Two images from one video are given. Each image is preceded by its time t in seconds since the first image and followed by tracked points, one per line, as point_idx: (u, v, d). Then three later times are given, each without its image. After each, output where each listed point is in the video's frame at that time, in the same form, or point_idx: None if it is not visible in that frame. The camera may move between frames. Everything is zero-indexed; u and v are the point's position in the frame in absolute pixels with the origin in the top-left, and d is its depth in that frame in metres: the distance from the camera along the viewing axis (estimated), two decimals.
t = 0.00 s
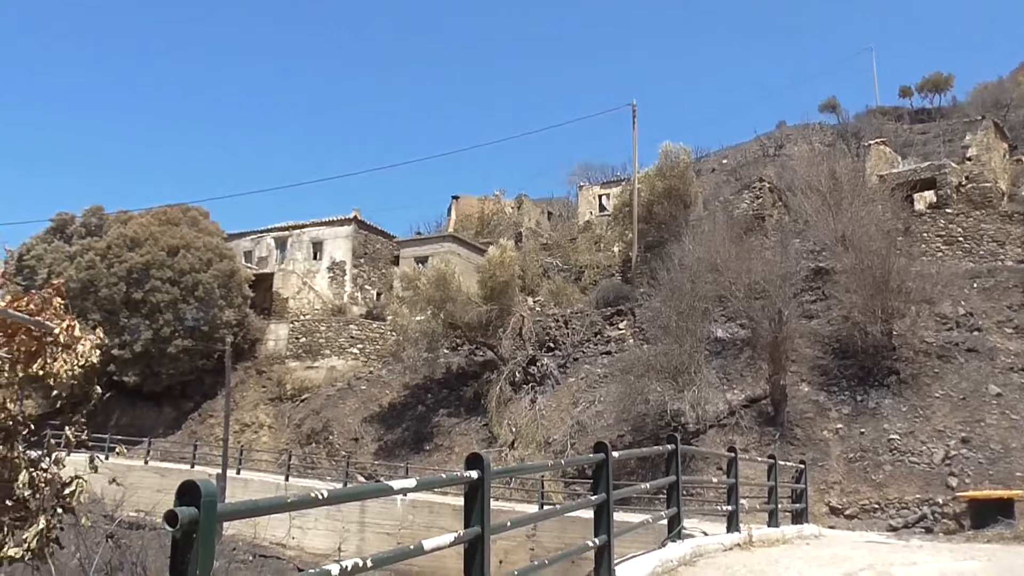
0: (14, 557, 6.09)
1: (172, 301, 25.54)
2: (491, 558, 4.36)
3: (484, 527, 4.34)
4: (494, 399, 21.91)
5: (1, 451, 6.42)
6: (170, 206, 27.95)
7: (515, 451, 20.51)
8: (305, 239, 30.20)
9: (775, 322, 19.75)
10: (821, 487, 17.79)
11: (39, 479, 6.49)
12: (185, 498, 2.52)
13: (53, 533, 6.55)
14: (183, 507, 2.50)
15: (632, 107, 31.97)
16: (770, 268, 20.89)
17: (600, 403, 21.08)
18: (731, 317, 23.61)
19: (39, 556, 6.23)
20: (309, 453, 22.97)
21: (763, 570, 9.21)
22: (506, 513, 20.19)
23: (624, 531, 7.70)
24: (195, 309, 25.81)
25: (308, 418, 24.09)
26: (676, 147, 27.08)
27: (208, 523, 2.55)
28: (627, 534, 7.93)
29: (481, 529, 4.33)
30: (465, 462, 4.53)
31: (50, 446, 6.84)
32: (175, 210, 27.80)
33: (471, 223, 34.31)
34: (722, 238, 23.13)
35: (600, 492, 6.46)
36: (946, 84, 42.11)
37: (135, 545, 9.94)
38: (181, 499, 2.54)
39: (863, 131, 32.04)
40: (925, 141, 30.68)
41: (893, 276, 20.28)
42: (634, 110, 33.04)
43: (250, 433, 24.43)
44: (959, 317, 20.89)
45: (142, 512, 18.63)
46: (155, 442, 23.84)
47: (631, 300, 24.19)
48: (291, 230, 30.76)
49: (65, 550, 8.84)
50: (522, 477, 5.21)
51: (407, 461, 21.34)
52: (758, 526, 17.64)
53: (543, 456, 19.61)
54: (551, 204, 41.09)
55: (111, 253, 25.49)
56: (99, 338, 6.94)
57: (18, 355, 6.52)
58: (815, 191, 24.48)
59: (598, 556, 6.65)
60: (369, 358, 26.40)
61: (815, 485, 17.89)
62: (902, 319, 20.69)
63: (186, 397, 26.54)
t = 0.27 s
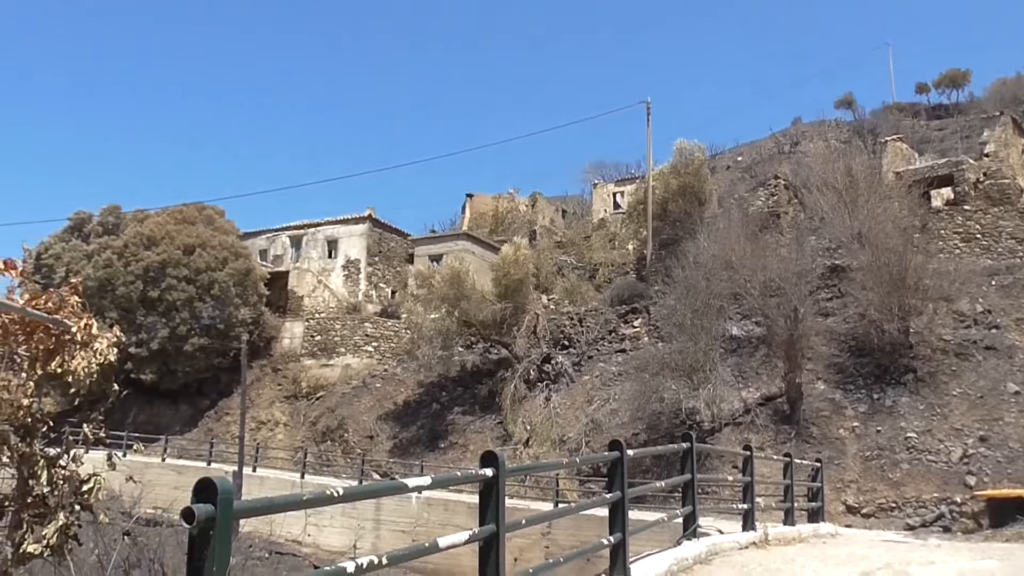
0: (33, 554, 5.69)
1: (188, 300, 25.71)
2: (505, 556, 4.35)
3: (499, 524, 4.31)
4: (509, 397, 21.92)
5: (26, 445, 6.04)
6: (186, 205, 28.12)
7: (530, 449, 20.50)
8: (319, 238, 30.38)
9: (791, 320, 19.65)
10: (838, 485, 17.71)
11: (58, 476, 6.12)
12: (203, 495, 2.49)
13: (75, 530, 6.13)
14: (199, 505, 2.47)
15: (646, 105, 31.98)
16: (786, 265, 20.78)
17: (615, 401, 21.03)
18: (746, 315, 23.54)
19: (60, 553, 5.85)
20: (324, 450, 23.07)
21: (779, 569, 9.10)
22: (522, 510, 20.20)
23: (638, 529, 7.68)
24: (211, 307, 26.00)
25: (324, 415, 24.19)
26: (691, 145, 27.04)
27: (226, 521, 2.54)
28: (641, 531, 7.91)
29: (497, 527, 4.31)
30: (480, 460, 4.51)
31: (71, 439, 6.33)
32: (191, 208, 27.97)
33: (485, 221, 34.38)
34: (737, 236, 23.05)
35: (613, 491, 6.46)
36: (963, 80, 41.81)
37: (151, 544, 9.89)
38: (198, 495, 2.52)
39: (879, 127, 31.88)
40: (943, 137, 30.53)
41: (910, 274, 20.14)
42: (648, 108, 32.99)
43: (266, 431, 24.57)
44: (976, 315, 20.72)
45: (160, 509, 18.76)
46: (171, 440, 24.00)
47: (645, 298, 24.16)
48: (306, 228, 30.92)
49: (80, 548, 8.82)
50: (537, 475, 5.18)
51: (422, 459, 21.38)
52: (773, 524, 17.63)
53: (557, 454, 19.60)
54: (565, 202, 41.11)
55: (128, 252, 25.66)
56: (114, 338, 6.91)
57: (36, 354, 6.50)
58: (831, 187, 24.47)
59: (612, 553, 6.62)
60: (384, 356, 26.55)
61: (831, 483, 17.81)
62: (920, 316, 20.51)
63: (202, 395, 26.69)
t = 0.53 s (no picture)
0: (54, 549, 5.37)
1: (207, 298, 25.89)
2: (523, 554, 4.34)
3: (515, 522, 4.29)
4: (526, 395, 21.93)
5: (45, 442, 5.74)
6: (205, 203, 28.31)
7: (547, 446, 20.49)
8: (337, 236, 30.53)
9: (809, 318, 19.52)
10: (857, 483, 17.59)
11: (78, 471, 5.84)
12: (221, 492, 2.54)
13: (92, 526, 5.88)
14: (217, 501, 2.52)
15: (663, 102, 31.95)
16: (804, 262, 20.64)
17: (632, 399, 20.97)
18: (764, 312, 23.46)
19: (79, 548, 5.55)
20: (342, 448, 23.17)
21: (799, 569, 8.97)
22: (539, 508, 20.18)
23: (658, 526, 7.68)
24: (229, 305, 26.23)
25: (341, 413, 24.30)
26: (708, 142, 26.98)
27: (244, 518, 2.58)
28: (659, 528, 7.78)
29: (513, 525, 4.29)
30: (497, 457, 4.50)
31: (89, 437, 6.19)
32: (209, 207, 28.16)
33: (502, 219, 34.43)
34: (755, 234, 22.95)
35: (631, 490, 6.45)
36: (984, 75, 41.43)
37: (173, 538, 9.95)
38: (217, 493, 2.56)
39: (899, 123, 31.65)
40: (963, 133, 30.30)
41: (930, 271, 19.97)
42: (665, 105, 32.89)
43: (283, 428, 24.71)
44: (997, 312, 20.51)
45: (178, 506, 18.88)
46: (190, 437, 24.17)
47: (662, 296, 24.13)
48: (323, 226, 31.05)
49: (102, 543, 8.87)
50: (554, 473, 5.17)
51: (439, 456, 21.41)
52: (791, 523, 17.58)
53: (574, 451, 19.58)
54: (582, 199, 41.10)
55: (147, 250, 25.86)
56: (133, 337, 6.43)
57: (57, 352, 6.02)
58: (849, 184, 24.37)
59: (630, 552, 6.56)
60: (400, 354, 26.82)
61: (850, 482, 17.69)
62: (939, 313, 20.35)
63: (221, 392, 26.85)
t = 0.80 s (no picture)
0: (78, 545, 5.38)
1: (228, 296, 26.08)
2: (542, 553, 4.31)
3: (534, 520, 4.29)
4: (545, 393, 21.92)
5: (72, 440, 5.80)
6: (225, 203, 28.52)
7: (565, 444, 20.49)
8: (356, 234, 30.66)
9: (830, 315, 19.37)
10: (878, 482, 17.44)
11: (102, 469, 5.82)
12: (242, 488, 2.59)
13: (115, 522, 5.88)
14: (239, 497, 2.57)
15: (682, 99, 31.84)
16: (825, 258, 20.48)
17: (651, 397, 20.90)
18: (784, 310, 23.35)
19: (103, 545, 5.56)
20: (361, 445, 23.29)
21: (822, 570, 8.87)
22: (558, 506, 20.18)
23: (678, 525, 7.63)
24: (250, 304, 26.36)
25: (360, 411, 24.42)
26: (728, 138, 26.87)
27: (264, 515, 2.63)
28: (679, 527, 7.74)
29: (532, 522, 4.30)
30: (515, 455, 4.47)
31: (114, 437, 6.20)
32: (230, 206, 28.36)
33: (520, 217, 34.46)
34: (774, 231, 22.81)
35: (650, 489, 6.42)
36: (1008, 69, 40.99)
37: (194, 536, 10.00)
38: (237, 489, 2.62)
39: (921, 118, 31.38)
40: (986, 128, 29.99)
41: (953, 268, 19.76)
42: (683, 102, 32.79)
43: (304, 426, 24.86)
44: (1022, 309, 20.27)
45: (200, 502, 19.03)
46: (211, 435, 24.38)
47: (681, 293, 24.08)
48: (342, 225, 31.23)
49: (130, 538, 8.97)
50: (573, 471, 5.15)
51: (458, 454, 21.47)
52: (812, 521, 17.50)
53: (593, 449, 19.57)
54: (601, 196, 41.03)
55: (168, 249, 26.09)
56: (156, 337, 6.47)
57: (80, 350, 6.09)
58: (870, 180, 24.19)
59: (649, 550, 6.52)
60: (419, 352, 26.83)
61: (871, 480, 17.55)
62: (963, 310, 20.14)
63: (241, 390, 27.04)
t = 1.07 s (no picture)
0: (99, 542, 5.50)
1: (245, 295, 26.25)
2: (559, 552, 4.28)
3: (551, 518, 4.27)
4: (561, 390, 21.87)
5: (92, 439, 5.90)
6: (242, 202, 28.70)
7: (582, 442, 20.51)
8: (372, 233, 30.82)
9: (848, 313, 19.27)
10: (898, 481, 17.32)
11: (122, 466, 5.94)
12: (260, 486, 2.57)
13: (136, 520, 5.98)
14: (257, 496, 2.55)
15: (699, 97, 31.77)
16: (843, 256, 20.36)
17: (667, 396, 20.85)
18: (802, 308, 23.27)
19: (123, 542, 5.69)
20: (379, 444, 23.38)
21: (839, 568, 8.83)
22: (575, 504, 20.17)
23: (694, 521, 7.60)
24: (267, 303, 26.54)
25: (377, 409, 24.52)
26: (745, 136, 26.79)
27: (281, 513, 2.60)
28: (697, 525, 7.72)
29: (549, 520, 4.27)
30: (533, 453, 4.44)
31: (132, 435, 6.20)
32: (247, 206, 28.53)
33: (536, 215, 34.48)
34: (792, 228, 22.71)
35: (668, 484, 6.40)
36: None
37: (216, 532, 10.08)
38: (255, 487, 2.59)
39: (940, 115, 31.13)
40: (1007, 124, 29.72)
41: (972, 265, 19.61)
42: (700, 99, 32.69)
43: (321, 424, 24.99)
44: None
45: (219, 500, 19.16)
46: (229, 433, 24.55)
47: (698, 292, 24.04)
48: (359, 224, 31.45)
49: (157, 534, 9.06)
50: (590, 469, 5.11)
51: (475, 452, 21.51)
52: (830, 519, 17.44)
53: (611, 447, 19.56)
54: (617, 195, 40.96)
55: (186, 248, 26.27)
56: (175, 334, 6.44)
57: (100, 349, 6.05)
58: (889, 177, 24.04)
59: (668, 548, 6.48)
60: (436, 350, 26.96)
61: (891, 479, 17.44)
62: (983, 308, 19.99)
63: (258, 389, 27.20)
